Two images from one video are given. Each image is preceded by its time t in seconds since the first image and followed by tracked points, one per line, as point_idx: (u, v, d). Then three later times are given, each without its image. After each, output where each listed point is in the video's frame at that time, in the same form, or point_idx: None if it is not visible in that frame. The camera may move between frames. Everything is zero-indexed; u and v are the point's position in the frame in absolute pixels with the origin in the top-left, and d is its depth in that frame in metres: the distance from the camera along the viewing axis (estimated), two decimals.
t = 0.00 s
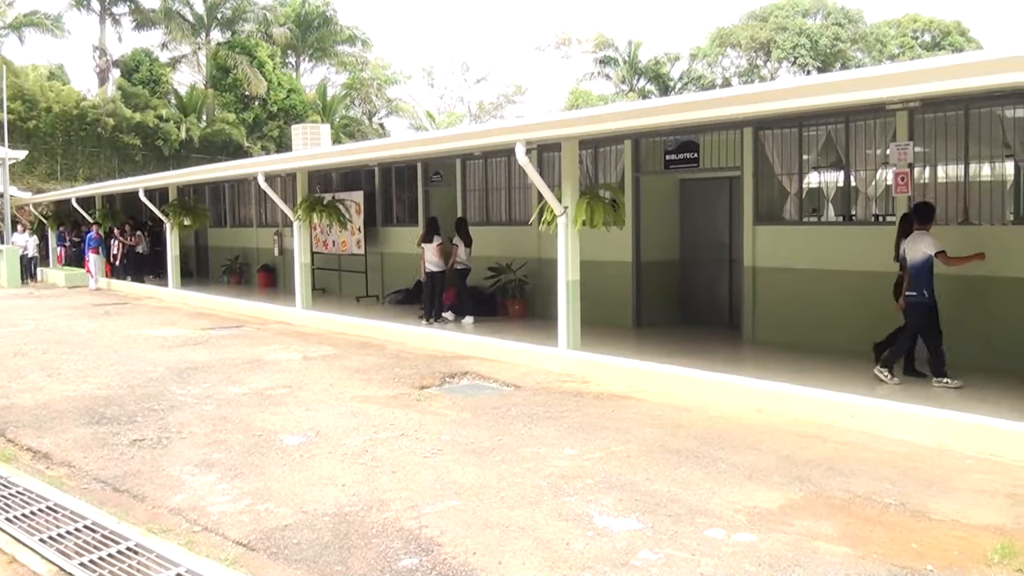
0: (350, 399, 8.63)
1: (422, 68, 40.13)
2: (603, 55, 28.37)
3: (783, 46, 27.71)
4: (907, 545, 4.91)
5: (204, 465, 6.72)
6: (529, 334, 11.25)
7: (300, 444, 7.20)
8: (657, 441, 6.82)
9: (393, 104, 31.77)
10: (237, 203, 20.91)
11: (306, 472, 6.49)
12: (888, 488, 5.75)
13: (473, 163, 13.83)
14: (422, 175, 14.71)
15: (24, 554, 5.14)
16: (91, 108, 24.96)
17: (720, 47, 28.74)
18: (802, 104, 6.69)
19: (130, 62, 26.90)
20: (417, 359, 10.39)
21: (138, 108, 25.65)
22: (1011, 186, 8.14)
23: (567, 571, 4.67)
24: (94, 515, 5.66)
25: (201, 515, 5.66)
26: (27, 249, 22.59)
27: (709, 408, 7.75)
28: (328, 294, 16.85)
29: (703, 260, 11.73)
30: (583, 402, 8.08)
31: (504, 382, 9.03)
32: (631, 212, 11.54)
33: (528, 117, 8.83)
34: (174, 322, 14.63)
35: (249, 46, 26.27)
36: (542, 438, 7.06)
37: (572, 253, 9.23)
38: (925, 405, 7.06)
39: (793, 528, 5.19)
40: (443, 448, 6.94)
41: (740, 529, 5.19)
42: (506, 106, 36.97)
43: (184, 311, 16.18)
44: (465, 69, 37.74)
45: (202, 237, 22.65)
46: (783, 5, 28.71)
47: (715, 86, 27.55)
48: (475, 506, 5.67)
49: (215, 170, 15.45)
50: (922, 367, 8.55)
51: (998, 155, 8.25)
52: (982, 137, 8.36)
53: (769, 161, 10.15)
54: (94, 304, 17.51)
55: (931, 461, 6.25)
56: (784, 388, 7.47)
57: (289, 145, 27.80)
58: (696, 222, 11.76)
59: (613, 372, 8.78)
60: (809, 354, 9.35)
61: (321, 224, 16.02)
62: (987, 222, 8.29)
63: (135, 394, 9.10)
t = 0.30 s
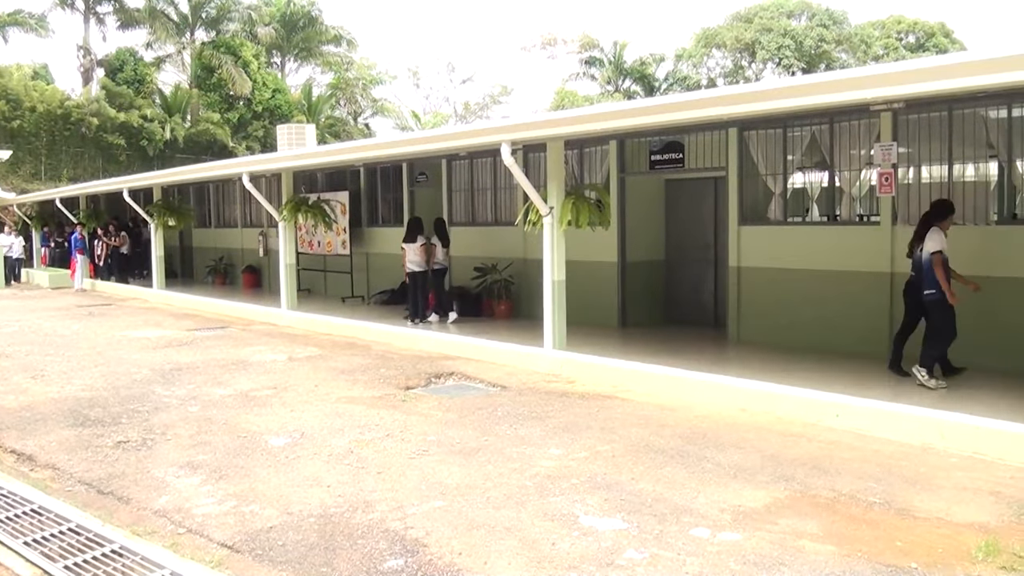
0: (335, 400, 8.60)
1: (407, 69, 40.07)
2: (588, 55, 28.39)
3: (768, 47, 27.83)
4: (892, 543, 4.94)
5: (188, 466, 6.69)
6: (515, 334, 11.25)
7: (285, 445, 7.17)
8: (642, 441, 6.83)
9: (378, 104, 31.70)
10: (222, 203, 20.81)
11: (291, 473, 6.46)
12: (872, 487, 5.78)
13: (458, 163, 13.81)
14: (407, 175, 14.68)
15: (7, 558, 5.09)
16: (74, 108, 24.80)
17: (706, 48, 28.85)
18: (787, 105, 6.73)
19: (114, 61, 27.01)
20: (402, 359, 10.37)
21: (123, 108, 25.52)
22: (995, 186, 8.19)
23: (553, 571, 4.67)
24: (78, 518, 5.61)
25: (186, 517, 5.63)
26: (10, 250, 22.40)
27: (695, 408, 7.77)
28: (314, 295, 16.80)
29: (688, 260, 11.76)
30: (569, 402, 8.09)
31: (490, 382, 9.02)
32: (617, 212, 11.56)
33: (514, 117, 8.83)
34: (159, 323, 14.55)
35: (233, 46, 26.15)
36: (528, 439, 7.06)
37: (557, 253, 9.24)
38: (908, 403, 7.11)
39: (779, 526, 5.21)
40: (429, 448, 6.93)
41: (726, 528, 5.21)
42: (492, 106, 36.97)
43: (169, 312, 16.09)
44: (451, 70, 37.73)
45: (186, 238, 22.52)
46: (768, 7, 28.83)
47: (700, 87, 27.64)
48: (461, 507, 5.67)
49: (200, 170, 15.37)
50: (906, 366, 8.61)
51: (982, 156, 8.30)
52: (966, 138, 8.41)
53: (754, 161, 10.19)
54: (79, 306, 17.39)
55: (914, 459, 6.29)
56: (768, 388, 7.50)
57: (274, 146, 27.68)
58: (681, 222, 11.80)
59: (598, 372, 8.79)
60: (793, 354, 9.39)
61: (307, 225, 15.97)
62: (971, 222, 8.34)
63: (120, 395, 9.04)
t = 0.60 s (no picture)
0: (318, 401, 8.57)
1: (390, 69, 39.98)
2: (571, 56, 28.40)
3: (750, 48, 27.97)
4: (875, 541, 4.97)
5: (171, 468, 6.64)
6: (498, 335, 11.25)
7: (268, 447, 7.13)
8: (626, 441, 6.85)
9: (361, 104, 31.64)
10: (204, 203, 20.68)
11: (275, 475, 6.43)
12: (855, 486, 5.82)
13: (442, 164, 13.79)
14: (390, 175, 14.65)
15: None
16: (56, 107, 24.50)
17: (689, 49, 28.97)
18: (769, 106, 6.77)
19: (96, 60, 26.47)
20: (386, 360, 10.34)
21: (104, 108, 25.24)
22: (977, 186, 8.30)
23: (537, 572, 4.67)
24: (60, 521, 5.56)
25: (169, 520, 5.59)
26: None
27: (677, 407, 7.80)
28: (296, 295, 16.72)
29: (671, 260, 11.80)
30: (553, 403, 8.09)
31: (474, 383, 9.01)
32: (600, 213, 11.57)
33: (498, 117, 8.82)
34: (141, 324, 14.45)
35: (216, 46, 25.99)
36: (512, 439, 7.05)
37: (541, 254, 9.24)
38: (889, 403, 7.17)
39: (762, 525, 5.24)
40: (412, 449, 6.92)
41: (709, 527, 5.23)
42: (476, 107, 36.96)
43: (151, 313, 15.96)
44: (434, 70, 37.69)
45: (169, 238, 22.36)
46: (751, 8, 28.96)
47: (683, 88, 27.73)
48: (445, 508, 5.66)
49: (182, 170, 15.26)
50: (888, 365, 8.68)
51: (963, 156, 8.39)
52: (947, 138, 8.50)
53: (737, 161, 10.21)
54: (61, 307, 17.23)
55: (897, 458, 6.34)
56: (750, 387, 7.54)
57: (257, 146, 27.52)
58: (664, 222, 11.84)
59: (582, 372, 8.80)
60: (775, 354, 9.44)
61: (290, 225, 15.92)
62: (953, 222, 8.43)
63: (101, 397, 8.96)
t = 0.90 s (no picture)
0: (300, 403, 8.53)
1: (372, 69, 39.87)
2: (553, 57, 28.38)
3: (731, 50, 28.11)
4: (856, 540, 5.01)
5: (152, 471, 6.59)
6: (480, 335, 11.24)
7: (249, 449, 7.09)
8: (607, 441, 6.86)
9: (343, 104, 31.60)
10: (185, 204, 20.53)
11: (255, 477, 6.40)
12: (835, 485, 5.86)
13: (424, 164, 13.77)
14: (372, 175, 14.60)
15: None
16: (35, 108, 23.94)
17: (670, 51, 29.08)
18: (749, 108, 6.81)
19: (77, 60, 26.59)
20: (367, 361, 10.31)
21: (85, 108, 24.90)
22: (956, 187, 8.36)
23: (519, 572, 4.67)
24: (40, 525, 5.51)
25: (149, 523, 5.55)
26: None
27: (659, 408, 7.82)
28: (278, 297, 16.65)
29: (653, 261, 11.84)
30: (535, 403, 8.10)
31: (456, 384, 8.99)
32: (582, 213, 11.59)
33: (480, 118, 8.81)
34: (121, 326, 14.33)
35: (197, 46, 25.81)
36: (494, 440, 7.05)
37: (523, 254, 9.24)
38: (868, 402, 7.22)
39: (743, 524, 5.27)
40: (394, 450, 6.90)
41: (690, 527, 5.25)
42: (458, 108, 36.95)
43: (131, 315, 15.84)
44: (416, 71, 37.61)
45: (149, 239, 22.19)
46: (732, 10, 29.09)
47: (664, 89, 27.83)
48: (427, 509, 5.65)
49: (162, 170, 15.15)
50: (867, 365, 8.74)
51: (943, 157, 8.44)
52: (927, 140, 8.55)
53: (717, 162, 10.25)
54: (40, 309, 17.06)
55: (877, 457, 6.39)
56: (731, 387, 7.57)
57: (238, 146, 27.34)
58: (645, 223, 11.88)
59: (563, 373, 8.81)
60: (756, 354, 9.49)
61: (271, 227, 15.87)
62: (932, 223, 8.49)
63: (81, 400, 8.88)
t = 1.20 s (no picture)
0: (279, 404, 8.48)
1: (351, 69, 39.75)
2: (533, 57, 28.34)
3: (711, 51, 28.22)
4: (835, 538, 5.05)
5: (130, 474, 6.53)
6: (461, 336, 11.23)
7: (228, 451, 7.04)
8: (587, 441, 6.87)
9: (322, 104, 31.53)
10: (164, 204, 20.35)
11: (235, 479, 6.36)
12: (814, 483, 5.90)
13: (403, 165, 13.73)
14: (352, 176, 14.56)
15: None
16: (13, 107, 23.25)
17: (650, 52, 29.18)
18: (728, 108, 6.85)
19: (54, 59, 25.86)
20: (347, 362, 10.27)
21: (62, 107, 24.43)
22: (933, 188, 8.42)
23: (500, 573, 4.67)
24: (18, 529, 5.45)
25: (128, 526, 5.49)
26: None
27: (639, 407, 7.84)
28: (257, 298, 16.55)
29: (632, 260, 11.87)
30: (516, 403, 8.10)
31: (436, 384, 8.98)
32: (562, 214, 11.60)
33: (460, 118, 8.80)
34: (99, 327, 14.19)
35: (176, 45, 25.60)
36: (474, 440, 7.04)
37: (503, 255, 9.23)
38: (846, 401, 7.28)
39: (723, 523, 5.29)
40: (373, 451, 6.88)
41: (670, 526, 5.27)
42: (438, 108, 36.92)
43: (109, 317, 15.69)
44: (397, 71, 37.52)
45: (127, 240, 21.99)
46: (711, 11, 29.22)
47: (645, 90, 27.87)
48: (408, 510, 5.63)
49: (140, 170, 15.01)
50: (845, 364, 8.82)
51: (920, 158, 8.51)
52: (905, 141, 8.62)
53: (697, 163, 10.28)
54: (17, 311, 16.85)
55: (855, 455, 6.44)
56: (711, 387, 7.61)
57: (216, 147, 27.11)
58: (625, 223, 11.91)
59: (543, 373, 8.82)
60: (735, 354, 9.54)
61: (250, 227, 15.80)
62: (910, 223, 8.56)
63: (59, 402, 8.79)
